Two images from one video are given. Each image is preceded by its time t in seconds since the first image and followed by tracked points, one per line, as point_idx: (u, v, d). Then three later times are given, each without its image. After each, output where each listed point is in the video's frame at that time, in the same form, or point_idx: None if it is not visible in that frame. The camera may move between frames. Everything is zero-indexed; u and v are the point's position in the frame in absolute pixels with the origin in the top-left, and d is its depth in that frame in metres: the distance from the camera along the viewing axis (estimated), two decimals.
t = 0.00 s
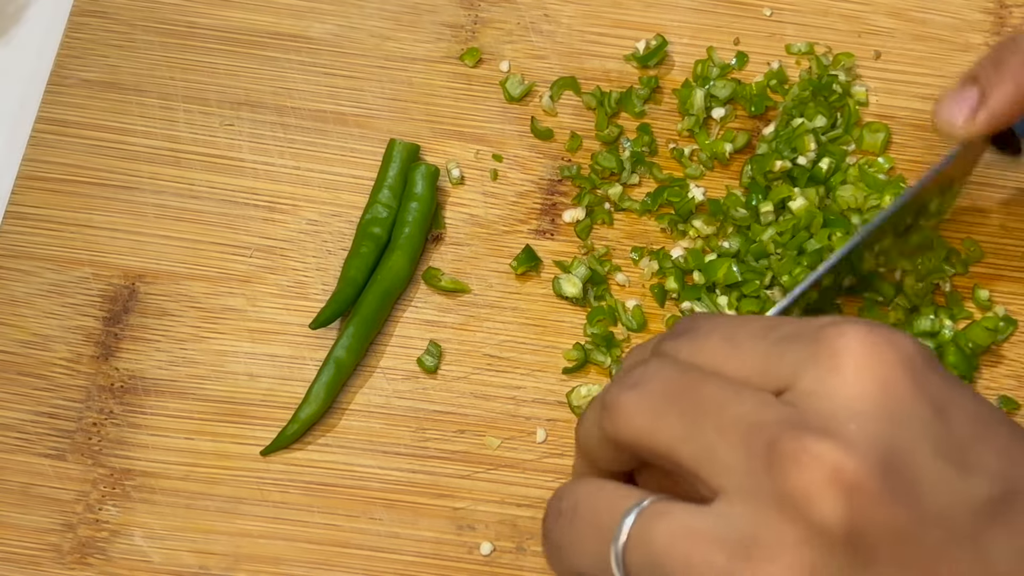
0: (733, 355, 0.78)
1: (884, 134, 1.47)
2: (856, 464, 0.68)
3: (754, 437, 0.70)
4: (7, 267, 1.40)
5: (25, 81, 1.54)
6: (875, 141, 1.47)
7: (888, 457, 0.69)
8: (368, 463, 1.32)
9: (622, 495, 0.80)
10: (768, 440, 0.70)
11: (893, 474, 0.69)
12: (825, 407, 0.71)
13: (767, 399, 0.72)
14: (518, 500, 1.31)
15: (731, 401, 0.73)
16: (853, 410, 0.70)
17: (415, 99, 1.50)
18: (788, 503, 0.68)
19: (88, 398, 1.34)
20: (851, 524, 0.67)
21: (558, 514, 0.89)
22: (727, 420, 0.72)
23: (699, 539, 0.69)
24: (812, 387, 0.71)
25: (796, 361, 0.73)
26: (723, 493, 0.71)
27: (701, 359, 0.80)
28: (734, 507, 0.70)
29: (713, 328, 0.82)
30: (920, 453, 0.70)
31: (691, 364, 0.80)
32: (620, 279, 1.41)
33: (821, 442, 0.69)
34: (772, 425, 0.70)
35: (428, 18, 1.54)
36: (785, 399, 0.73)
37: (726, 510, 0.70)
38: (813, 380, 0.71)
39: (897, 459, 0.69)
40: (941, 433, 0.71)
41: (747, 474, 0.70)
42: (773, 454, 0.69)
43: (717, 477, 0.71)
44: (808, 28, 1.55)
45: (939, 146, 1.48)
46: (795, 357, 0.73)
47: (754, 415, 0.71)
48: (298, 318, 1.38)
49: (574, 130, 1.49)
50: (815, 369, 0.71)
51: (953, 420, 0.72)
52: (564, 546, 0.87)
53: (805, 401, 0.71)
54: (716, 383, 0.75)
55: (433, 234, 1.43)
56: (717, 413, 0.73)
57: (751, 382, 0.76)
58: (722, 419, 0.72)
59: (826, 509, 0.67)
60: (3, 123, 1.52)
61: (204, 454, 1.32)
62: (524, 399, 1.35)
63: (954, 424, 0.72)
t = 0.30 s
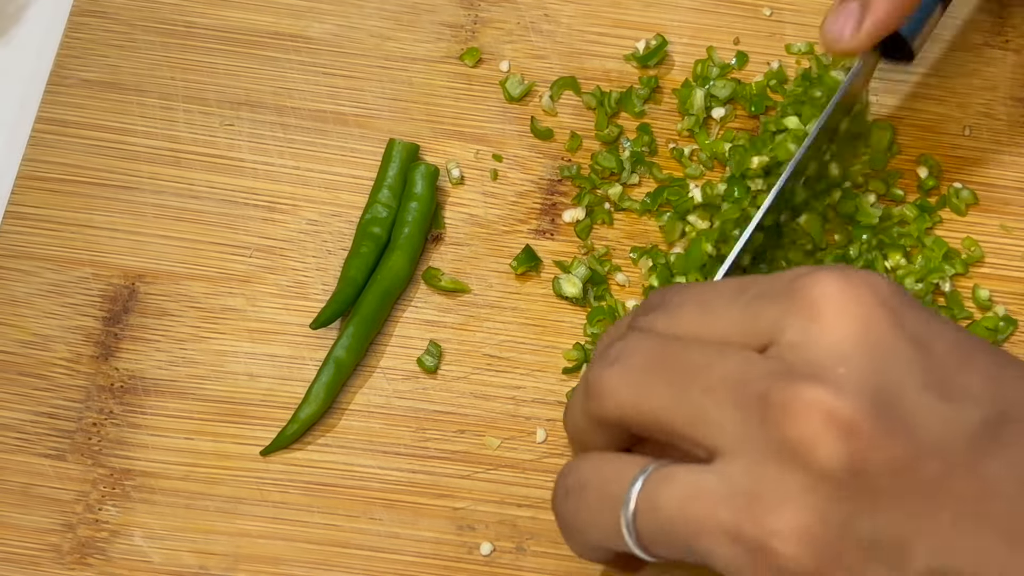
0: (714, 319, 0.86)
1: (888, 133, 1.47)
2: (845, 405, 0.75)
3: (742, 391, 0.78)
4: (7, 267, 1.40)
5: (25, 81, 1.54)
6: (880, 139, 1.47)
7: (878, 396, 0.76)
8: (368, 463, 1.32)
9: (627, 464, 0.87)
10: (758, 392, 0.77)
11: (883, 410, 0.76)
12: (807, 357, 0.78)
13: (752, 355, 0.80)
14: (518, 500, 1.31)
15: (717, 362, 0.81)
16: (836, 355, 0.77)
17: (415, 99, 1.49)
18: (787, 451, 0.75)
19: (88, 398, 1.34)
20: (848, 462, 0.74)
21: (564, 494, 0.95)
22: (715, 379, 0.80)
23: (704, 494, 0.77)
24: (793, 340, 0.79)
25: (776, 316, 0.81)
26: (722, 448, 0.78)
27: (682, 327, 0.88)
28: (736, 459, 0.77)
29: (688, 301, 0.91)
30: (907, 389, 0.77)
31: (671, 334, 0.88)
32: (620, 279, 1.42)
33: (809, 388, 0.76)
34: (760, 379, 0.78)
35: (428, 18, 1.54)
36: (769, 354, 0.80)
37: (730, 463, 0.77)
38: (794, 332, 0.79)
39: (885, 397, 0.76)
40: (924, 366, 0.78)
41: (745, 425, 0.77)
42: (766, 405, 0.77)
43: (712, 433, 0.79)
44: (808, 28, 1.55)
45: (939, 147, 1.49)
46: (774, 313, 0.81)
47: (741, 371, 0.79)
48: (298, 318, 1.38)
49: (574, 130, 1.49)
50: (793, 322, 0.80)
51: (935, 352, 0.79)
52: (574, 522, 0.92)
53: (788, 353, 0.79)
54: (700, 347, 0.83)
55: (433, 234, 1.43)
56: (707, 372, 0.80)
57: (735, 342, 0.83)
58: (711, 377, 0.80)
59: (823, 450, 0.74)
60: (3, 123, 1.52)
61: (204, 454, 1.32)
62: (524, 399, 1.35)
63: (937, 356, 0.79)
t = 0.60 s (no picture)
0: (677, 331, 0.89)
1: (889, 133, 1.47)
2: (818, 402, 0.77)
3: (711, 401, 0.81)
4: (7, 266, 1.40)
5: (25, 81, 1.54)
6: (879, 141, 1.47)
7: (851, 388, 0.78)
8: (368, 463, 1.32)
9: (608, 483, 0.89)
10: (728, 399, 0.80)
11: (854, 398, 0.77)
12: (771, 356, 0.80)
13: (717, 364, 0.83)
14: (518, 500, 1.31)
15: (682, 377, 0.84)
16: (801, 352, 0.79)
17: (415, 99, 1.49)
18: (768, 457, 0.78)
19: (88, 398, 1.34)
20: (828, 460, 0.76)
21: (546, 519, 0.97)
22: (683, 393, 0.83)
23: (692, 507, 0.80)
24: (756, 342, 0.82)
25: (735, 321, 0.84)
26: (703, 459, 0.81)
27: (643, 345, 0.93)
28: (720, 469, 0.80)
29: (644, 318, 0.94)
30: (876, 374, 0.79)
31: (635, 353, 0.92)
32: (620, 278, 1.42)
33: (778, 390, 0.78)
34: (729, 388, 0.80)
35: (428, 18, 1.54)
36: (734, 358, 0.83)
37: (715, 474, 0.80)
38: (755, 336, 0.82)
39: (855, 386, 0.78)
40: (886, 346, 0.80)
41: (722, 434, 0.80)
42: (738, 415, 0.79)
43: (690, 448, 0.82)
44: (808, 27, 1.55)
45: (939, 147, 1.49)
46: (733, 318, 0.84)
47: (708, 382, 0.82)
48: (298, 318, 1.38)
49: (574, 129, 1.49)
50: (752, 325, 0.82)
51: (895, 331, 0.82)
52: (560, 545, 0.95)
53: (753, 355, 0.81)
54: (665, 364, 0.87)
55: (433, 234, 1.43)
56: (676, 387, 0.84)
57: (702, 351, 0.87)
58: (680, 390, 0.83)
59: (800, 450, 0.77)
60: (4, 123, 1.52)
61: (203, 454, 1.32)
62: (524, 399, 1.35)
63: (897, 335, 0.81)
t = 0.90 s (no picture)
0: (710, 352, 0.87)
1: (890, 133, 1.47)
2: (851, 445, 0.75)
3: (745, 434, 0.78)
4: (7, 266, 1.40)
5: (25, 80, 1.54)
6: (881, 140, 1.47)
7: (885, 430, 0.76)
8: (368, 462, 1.32)
9: (627, 510, 0.87)
10: (761, 434, 0.77)
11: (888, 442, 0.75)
12: (807, 392, 0.77)
13: (752, 393, 0.80)
14: (518, 500, 1.31)
15: (716, 406, 0.81)
16: (838, 391, 0.76)
17: (415, 99, 1.50)
18: (794, 495, 0.76)
19: (88, 398, 1.34)
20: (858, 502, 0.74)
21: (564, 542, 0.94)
22: (717, 421, 0.80)
23: (716, 539, 0.77)
24: (793, 376, 0.78)
25: (772, 350, 0.81)
26: (730, 492, 0.79)
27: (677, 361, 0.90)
28: (747, 504, 0.77)
29: (680, 331, 0.92)
30: (912, 418, 0.76)
31: (670, 368, 0.89)
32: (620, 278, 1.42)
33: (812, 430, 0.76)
34: (762, 421, 0.78)
35: (428, 18, 1.54)
36: (768, 389, 0.80)
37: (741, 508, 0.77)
38: (793, 369, 0.78)
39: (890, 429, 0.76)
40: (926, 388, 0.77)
41: (751, 470, 0.78)
42: (770, 449, 0.77)
43: (717, 477, 0.79)
44: (807, 28, 1.55)
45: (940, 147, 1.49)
46: (772, 348, 0.81)
47: (741, 411, 0.79)
48: (298, 317, 1.38)
49: (574, 130, 1.49)
50: (791, 357, 0.79)
51: (936, 373, 0.78)
52: (578, 569, 0.91)
53: (790, 389, 0.78)
54: (699, 387, 0.84)
55: (433, 234, 1.43)
56: (708, 415, 0.81)
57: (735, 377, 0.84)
58: (712, 419, 0.81)
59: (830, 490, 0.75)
60: (3, 123, 1.52)
61: (203, 454, 1.32)
62: (524, 399, 1.35)
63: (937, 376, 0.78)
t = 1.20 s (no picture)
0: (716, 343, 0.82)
1: (892, 133, 1.46)
2: (855, 434, 0.71)
3: (749, 424, 0.74)
4: (7, 266, 1.40)
5: (26, 81, 1.54)
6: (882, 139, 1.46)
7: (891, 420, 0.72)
8: (368, 463, 1.32)
9: (632, 505, 0.82)
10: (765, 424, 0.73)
11: (893, 432, 0.71)
12: (813, 382, 0.73)
13: (757, 383, 0.76)
14: (518, 500, 1.31)
15: (721, 396, 0.77)
16: (844, 380, 0.72)
17: (415, 99, 1.50)
18: (797, 486, 0.71)
19: (88, 398, 1.34)
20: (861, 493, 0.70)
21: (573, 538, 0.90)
22: (721, 412, 0.76)
23: (716, 532, 0.73)
24: (800, 365, 0.74)
25: (777, 339, 0.76)
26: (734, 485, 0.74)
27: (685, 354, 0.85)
28: (750, 496, 0.73)
29: (692, 321, 0.87)
30: (918, 408, 0.72)
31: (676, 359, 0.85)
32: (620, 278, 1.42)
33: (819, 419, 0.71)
34: (767, 411, 0.74)
35: (429, 18, 1.54)
36: (773, 380, 0.76)
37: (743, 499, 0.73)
38: (799, 358, 0.74)
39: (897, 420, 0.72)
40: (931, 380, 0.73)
41: (753, 461, 0.74)
42: (774, 439, 0.73)
43: (723, 468, 0.75)
44: (808, 28, 1.55)
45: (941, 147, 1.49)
46: (777, 336, 0.77)
47: (747, 402, 0.75)
48: (298, 318, 1.38)
49: (574, 130, 1.49)
50: (797, 345, 0.75)
51: (943, 365, 0.75)
52: (585, 566, 0.87)
53: (795, 378, 0.74)
54: (703, 377, 0.79)
55: (433, 234, 1.43)
56: (712, 405, 0.77)
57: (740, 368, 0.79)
58: (716, 410, 0.76)
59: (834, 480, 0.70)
60: (3, 123, 1.52)
61: (203, 454, 1.32)
62: (524, 399, 1.35)
63: (943, 368, 0.74)
